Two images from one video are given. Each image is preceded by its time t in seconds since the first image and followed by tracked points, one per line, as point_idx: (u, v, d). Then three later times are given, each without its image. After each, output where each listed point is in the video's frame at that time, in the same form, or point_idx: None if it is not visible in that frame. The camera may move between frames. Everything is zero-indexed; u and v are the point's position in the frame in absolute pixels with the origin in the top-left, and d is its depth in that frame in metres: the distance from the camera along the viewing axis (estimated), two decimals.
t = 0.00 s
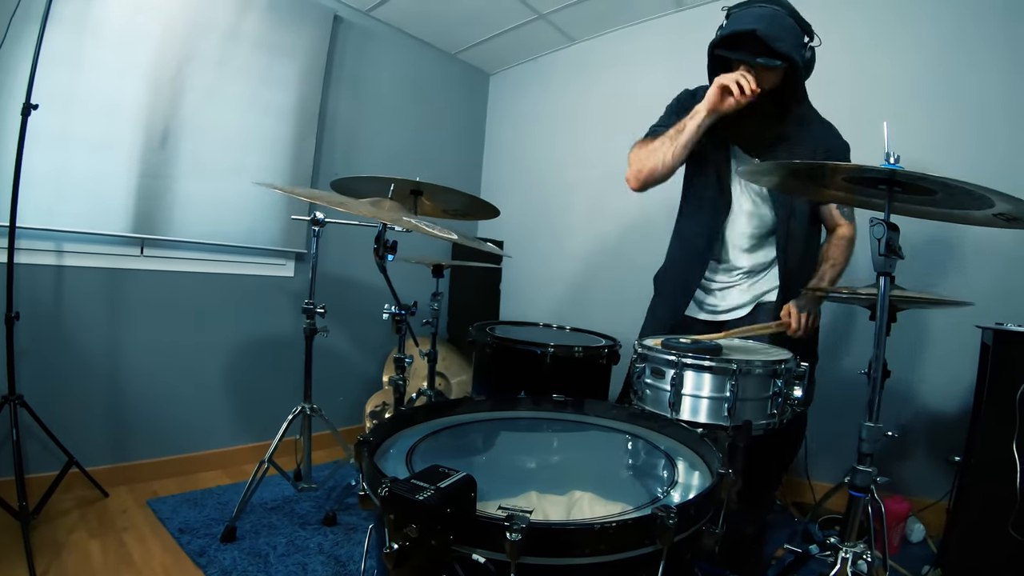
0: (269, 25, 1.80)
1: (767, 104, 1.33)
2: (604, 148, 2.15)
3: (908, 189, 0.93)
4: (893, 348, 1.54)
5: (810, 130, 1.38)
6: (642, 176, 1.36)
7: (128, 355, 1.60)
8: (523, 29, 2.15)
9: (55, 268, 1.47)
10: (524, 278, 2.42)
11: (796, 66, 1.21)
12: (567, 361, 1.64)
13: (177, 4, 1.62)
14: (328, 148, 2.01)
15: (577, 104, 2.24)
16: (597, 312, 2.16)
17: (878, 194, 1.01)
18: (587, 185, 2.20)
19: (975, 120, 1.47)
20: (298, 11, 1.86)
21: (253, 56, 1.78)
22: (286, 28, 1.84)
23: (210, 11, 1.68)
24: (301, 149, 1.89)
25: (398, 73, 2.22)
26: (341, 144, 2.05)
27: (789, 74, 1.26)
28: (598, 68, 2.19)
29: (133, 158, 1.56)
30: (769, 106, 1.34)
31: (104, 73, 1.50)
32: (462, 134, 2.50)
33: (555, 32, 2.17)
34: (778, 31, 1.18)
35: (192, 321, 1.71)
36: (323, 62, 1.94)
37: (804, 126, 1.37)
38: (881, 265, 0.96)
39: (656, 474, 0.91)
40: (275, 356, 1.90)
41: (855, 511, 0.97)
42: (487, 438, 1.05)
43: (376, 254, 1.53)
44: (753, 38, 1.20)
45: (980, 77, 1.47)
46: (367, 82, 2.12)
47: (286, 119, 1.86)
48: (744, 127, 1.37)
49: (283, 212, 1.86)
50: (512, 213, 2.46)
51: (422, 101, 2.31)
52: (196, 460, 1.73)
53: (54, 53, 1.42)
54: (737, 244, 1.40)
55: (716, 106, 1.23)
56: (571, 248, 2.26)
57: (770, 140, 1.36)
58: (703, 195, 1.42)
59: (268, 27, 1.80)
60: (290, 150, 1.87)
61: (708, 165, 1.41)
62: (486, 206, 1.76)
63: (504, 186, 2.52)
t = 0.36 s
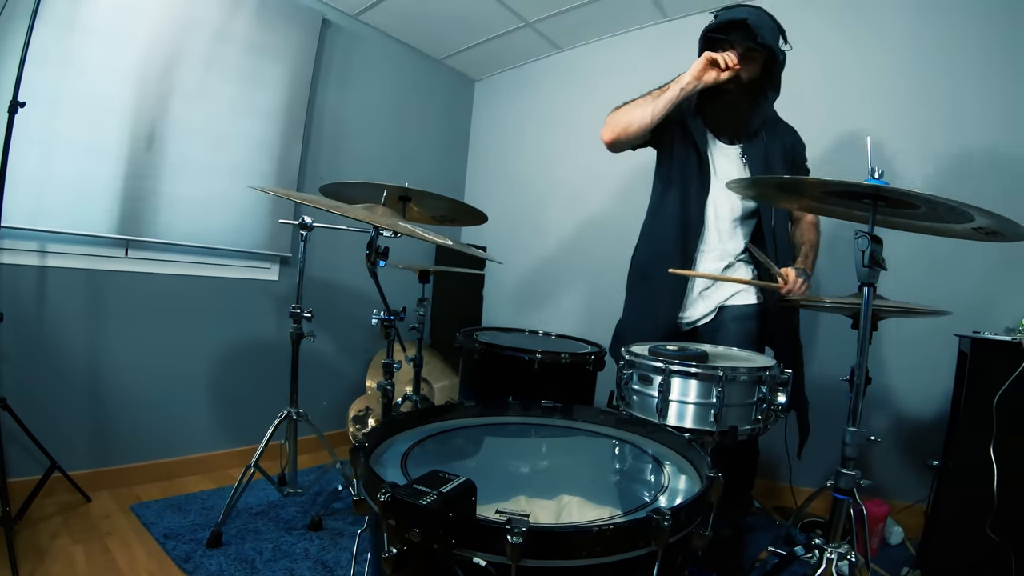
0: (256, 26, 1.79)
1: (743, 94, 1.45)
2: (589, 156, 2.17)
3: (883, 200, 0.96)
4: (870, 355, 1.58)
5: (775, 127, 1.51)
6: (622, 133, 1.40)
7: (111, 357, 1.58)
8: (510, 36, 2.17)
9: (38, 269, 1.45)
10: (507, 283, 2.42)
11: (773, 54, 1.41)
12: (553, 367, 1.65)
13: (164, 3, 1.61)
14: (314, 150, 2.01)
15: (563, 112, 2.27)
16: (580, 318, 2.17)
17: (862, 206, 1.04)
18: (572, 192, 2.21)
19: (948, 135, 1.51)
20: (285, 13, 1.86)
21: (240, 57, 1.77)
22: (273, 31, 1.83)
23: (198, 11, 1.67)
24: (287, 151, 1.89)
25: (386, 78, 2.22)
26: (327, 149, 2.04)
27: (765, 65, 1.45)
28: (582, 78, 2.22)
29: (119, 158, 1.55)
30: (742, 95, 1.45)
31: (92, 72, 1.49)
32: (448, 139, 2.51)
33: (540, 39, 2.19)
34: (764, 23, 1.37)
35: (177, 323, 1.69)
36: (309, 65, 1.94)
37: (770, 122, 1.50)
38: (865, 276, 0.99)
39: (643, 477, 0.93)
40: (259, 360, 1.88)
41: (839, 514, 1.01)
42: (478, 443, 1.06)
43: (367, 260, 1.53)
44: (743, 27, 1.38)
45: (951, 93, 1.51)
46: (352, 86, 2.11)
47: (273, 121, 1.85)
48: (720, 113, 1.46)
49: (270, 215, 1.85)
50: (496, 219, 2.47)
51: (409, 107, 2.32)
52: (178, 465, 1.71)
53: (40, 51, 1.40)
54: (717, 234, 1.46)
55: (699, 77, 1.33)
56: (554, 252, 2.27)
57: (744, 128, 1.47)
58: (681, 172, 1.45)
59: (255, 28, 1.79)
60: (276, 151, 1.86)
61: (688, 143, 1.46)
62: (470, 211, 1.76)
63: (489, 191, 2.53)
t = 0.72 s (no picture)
0: (248, 29, 1.80)
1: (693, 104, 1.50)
2: (576, 164, 2.20)
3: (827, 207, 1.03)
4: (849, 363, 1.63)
5: (729, 134, 1.56)
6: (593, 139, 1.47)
7: (100, 359, 1.57)
8: (500, 44, 2.20)
9: (27, 268, 1.44)
10: (493, 289, 2.44)
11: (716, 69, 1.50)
12: (543, 372, 1.67)
13: (157, 4, 1.61)
14: (304, 153, 2.01)
15: (551, 120, 2.30)
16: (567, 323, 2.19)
17: (846, 218, 1.08)
18: (559, 199, 2.24)
19: (923, 150, 1.56)
20: (278, 16, 1.87)
21: (233, 59, 1.77)
22: (264, 33, 1.84)
23: (191, 14, 1.67)
24: (278, 154, 1.89)
25: (377, 83, 2.24)
26: (317, 154, 2.05)
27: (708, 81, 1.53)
28: (570, 87, 2.25)
29: (111, 159, 1.54)
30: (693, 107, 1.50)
31: (85, 71, 1.49)
32: (437, 145, 2.53)
33: (529, 48, 2.22)
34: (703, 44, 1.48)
35: (167, 326, 1.68)
36: (301, 70, 1.95)
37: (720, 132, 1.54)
38: (848, 286, 1.03)
39: (631, 479, 0.96)
40: (248, 363, 1.87)
41: (823, 514, 1.05)
42: (471, 447, 1.08)
43: (363, 265, 1.54)
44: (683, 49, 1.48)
45: (926, 110, 1.57)
46: (343, 91, 2.12)
47: (264, 123, 1.86)
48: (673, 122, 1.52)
49: (260, 218, 1.85)
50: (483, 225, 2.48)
51: (399, 113, 2.33)
52: (165, 468, 1.69)
53: (33, 49, 1.40)
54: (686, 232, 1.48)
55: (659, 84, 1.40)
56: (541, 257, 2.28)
57: (698, 133, 1.51)
58: (642, 177, 1.50)
59: (248, 31, 1.80)
60: (266, 154, 1.86)
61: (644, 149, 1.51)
62: (464, 219, 1.79)
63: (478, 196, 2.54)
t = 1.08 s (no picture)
0: (243, 27, 1.80)
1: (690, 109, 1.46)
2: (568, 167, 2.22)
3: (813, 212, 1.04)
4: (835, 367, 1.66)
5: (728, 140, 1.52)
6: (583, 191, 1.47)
7: (90, 356, 1.56)
8: (494, 46, 2.21)
9: (18, 264, 1.42)
10: (485, 290, 2.44)
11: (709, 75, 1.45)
12: (533, 374, 1.69)
13: None
14: (296, 151, 2.00)
15: (544, 123, 2.31)
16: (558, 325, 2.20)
17: (834, 226, 1.11)
18: (550, 201, 2.25)
19: (907, 160, 1.60)
20: (272, 14, 1.86)
21: (227, 57, 1.77)
22: (258, 31, 1.83)
23: (185, 11, 1.66)
24: (271, 152, 1.89)
25: (370, 83, 2.24)
26: (309, 153, 2.04)
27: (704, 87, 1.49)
28: (561, 90, 2.27)
29: (104, 155, 1.54)
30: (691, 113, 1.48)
31: (79, 67, 1.48)
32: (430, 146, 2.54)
33: (522, 51, 2.23)
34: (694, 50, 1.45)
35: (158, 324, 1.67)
36: (294, 68, 1.94)
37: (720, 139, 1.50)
38: (835, 292, 1.06)
39: (620, 480, 0.98)
40: (238, 362, 1.87)
41: (809, 514, 1.07)
42: (463, 447, 1.08)
43: (357, 265, 1.54)
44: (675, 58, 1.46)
45: (910, 120, 1.60)
46: (336, 90, 2.12)
47: (257, 121, 1.85)
48: (673, 128, 1.52)
49: (253, 217, 1.85)
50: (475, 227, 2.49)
51: (392, 113, 2.33)
52: (154, 466, 1.68)
53: (27, 44, 1.39)
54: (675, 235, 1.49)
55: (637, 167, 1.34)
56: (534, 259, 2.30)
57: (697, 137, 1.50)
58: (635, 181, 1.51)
59: (242, 29, 1.79)
60: (259, 152, 1.86)
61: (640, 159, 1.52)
62: (457, 221, 1.79)
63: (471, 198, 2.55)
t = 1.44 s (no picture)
0: (235, 19, 1.77)
1: (729, 104, 1.42)
2: (559, 165, 2.21)
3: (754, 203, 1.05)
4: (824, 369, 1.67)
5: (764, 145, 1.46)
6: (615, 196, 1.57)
7: (77, 351, 1.53)
8: (488, 43, 2.19)
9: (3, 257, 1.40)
10: (476, 288, 2.43)
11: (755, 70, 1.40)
12: (522, 372, 1.68)
13: None
14: (286, 146, 1.98)
15: (537, 120, 2.30)
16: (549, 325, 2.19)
17: (826, 226, 1.11)
18: (541, 199, 2.24)
19: (898, 162, 1.60)
20: (263, 7, 1.84)
21: (219, 50, 1.75)
22: (250, 24, 1.81)
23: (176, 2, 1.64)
24: (262, 147, 1.87)
25: (363, 79, 2.22)
26: (298, 148, 2.02)
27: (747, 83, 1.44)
28: (553, 88, 2.26)
29: (92, 148, 1.51)
30: (729, 108, 1.43)
31: (67, 58, 1.46)
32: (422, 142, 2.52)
33: (515, 48, 2.22)
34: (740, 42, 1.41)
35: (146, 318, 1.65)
36: (286, 62, 1.92)
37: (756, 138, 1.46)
38: (827, 292, 1.06)
39: (609, 479, 0.97)
40: (227, 358, 1.84)
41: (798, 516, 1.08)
42: (449, 445, 1.08)
43: (345, 261, 1.53)
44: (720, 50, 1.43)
45: (902, 123, 1.61)
46: (327, 85, 2.10)
47: (249, 115, 1.83)
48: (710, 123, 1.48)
49: (243, 212, 1.83)
50: (467, 224, 2.47)
51: (384, 109, 2.31)
52: (141, 463, 1.66)
53: (15, 34, 1.37)
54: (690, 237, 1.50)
55: (653, 190, 1.40)
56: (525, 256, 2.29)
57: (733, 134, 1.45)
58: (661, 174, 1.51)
59: (234, 22, 1.77)
60: (250, 147, 1.83)
61: (670, 154, 1.51)
62: (446, 218, 1.78)
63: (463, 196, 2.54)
